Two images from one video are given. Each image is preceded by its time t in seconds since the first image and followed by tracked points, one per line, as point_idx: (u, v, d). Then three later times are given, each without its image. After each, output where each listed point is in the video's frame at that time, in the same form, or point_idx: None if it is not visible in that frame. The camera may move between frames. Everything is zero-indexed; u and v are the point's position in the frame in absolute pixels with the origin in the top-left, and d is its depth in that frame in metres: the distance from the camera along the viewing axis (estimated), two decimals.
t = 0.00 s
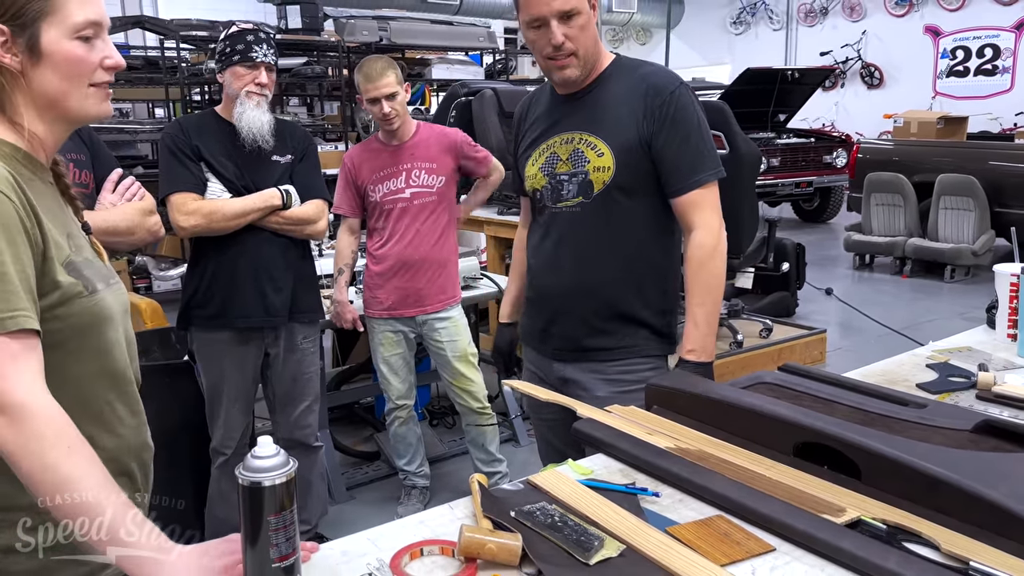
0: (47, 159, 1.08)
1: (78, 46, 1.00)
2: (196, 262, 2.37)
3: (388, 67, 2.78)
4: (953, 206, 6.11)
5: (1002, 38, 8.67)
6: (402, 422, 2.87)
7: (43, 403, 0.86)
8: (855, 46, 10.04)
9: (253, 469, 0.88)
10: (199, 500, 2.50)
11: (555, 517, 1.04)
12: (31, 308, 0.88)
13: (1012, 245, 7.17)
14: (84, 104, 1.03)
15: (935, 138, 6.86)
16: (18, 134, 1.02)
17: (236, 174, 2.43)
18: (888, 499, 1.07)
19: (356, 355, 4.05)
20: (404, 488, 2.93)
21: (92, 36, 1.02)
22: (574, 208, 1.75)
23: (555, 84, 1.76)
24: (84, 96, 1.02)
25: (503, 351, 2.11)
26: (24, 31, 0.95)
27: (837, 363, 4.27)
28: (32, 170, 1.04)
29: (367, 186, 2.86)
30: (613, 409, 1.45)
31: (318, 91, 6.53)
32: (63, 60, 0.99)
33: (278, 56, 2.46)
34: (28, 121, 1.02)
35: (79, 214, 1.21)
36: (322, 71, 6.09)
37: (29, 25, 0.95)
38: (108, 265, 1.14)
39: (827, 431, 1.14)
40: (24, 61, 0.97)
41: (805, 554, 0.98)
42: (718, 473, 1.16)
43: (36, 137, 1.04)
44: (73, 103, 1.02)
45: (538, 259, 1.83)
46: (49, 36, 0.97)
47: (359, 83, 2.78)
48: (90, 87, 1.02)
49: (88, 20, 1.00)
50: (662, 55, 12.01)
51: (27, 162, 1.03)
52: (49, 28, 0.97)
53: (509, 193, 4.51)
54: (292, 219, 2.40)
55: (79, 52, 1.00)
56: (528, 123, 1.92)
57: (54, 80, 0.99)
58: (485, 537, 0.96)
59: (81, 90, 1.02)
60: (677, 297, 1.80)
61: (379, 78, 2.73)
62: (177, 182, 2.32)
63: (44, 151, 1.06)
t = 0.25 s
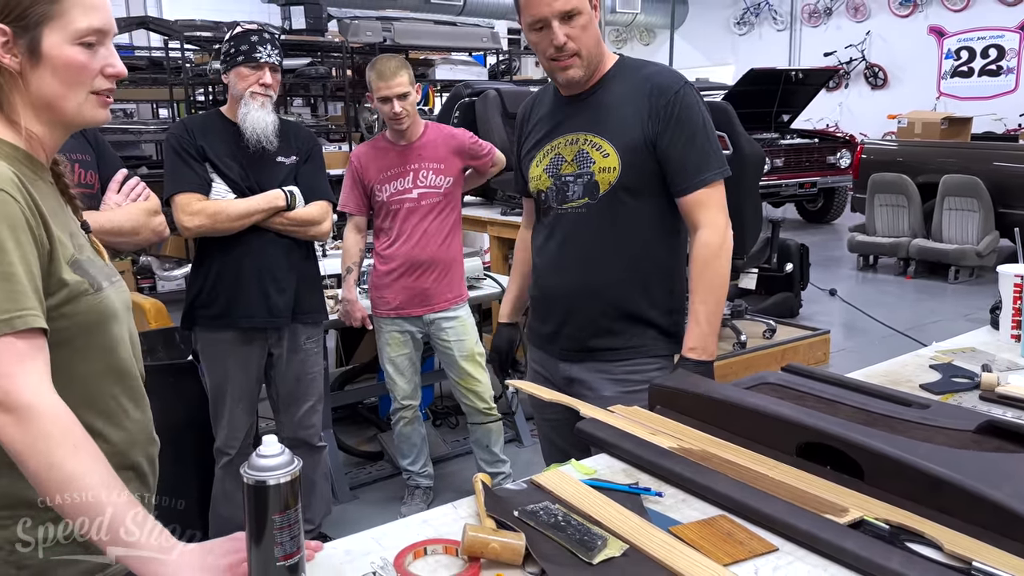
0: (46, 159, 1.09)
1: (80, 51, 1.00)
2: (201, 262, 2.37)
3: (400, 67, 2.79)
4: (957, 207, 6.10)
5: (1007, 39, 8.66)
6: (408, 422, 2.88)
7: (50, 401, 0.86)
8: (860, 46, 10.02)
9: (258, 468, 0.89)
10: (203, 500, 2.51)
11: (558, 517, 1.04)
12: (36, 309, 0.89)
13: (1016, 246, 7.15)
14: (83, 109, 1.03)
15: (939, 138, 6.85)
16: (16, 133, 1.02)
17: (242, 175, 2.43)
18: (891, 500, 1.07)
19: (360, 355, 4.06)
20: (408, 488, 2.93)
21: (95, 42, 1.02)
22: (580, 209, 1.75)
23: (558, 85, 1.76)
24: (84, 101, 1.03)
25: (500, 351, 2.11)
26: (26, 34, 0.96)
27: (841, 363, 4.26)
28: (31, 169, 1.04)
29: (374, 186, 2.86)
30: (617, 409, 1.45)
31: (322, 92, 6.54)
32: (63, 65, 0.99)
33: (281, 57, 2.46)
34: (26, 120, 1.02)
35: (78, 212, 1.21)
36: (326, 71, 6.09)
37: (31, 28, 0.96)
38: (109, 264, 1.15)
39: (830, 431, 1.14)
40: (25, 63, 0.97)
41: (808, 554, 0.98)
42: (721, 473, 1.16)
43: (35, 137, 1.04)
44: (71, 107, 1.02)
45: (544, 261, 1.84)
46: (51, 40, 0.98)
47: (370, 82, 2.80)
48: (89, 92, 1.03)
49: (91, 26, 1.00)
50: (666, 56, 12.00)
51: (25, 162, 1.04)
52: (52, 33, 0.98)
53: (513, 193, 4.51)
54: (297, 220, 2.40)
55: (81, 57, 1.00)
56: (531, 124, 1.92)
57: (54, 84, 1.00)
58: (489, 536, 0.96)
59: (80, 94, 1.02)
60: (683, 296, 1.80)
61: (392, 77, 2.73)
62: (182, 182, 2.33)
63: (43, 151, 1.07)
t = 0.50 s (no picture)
0: (47, 160, 1.09)
1: (83, 55, 1.01)
2: (205, 261, 2.38)
3: (424, 69, 2.79)
4: (961, 208, 6.09)
5: (1011, 40, 8.66)
6: (414, 424, 2.88)
7: (55, 401, 0.87)
8: (863, 47, 10.01)
9: (262, 468, 0.89)
10: (207, 499, 2.52)
11: (562, 517, 1.05)
12: (42, 308, 0.89)
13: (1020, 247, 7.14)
14: (83, 111, 1.04)
15: (943, 139, 6.84)
16: (17, 133, 1.03)
17: (246, 176, 2.44)
18: (895, 501, 1.07)
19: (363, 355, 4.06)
20: (412, 488, 2.93)
21: (98, 46, 1.03)
22: (583, 209, 1.75)
23: (561, 85, 1.76)
24: (85, 103, 1.03)
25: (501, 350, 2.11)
26: (29, 36, 0.97)
27: (845, 365, 4.26)
28: (32, 170, 1.05)
29: (391, 185, 2.84)
30: (620, 409, 1.45)
31: (326, 92, 6.56)
32: (66, 68, 1.00)
33: (285, 58, 2.47)
34: (26, 121, 1.02)
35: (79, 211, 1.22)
36: (330, 72, 6.10)
37: (35, 31, 0.97)
38: (111, 262, 1.15)
39: (833, 432, 1.14)
40: (27, 65, 0.98)
41: (811, 555, 0.98)
42: (724, 474, 1.16)
43: (35, 137, 1.04)
44: (72, 110, 1.02)
45: (548, 260, 1.84)
46: (53, 43, 0.98)
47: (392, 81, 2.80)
48: (90, 95, 1.03)
49: (95, 31, 1.01)
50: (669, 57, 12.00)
51: (26, 163, 1.04)
52: (55, 36, 0.98)
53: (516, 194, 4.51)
54: (301, 221, 2.41)
55: (83, 62, 1.01)
56: (533, 125, 1.92)
57: (55, 87, 1.00)
58: (493, 536, 0.96)
59: (81, 97, 1.02)
60: (686, 296, 1.80)
61: (417, 79, 2.74)
62: (187, 183, 2.34)
63: (45, 151, 1.07)
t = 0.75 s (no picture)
0: (52, 160, 1.09)
1: (91, 60, 1.01)
2: (210, 261, 2.39)
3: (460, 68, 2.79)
4: (965, 209, 6.08)
5: (1015, 40, 8.64)
6: (427, 426, 2.88)
7: (65, 399, 0.87)
8: (867, 47, 9.99)
9: (269, 466, 0.89)
10: (212, 499, 2.52)
11: (567, 517, 1.05)
12: (50, 307, 0.89)
13: None
14: (88, 115, 1.04)
15: (948, 140, 6.83)
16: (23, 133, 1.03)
17: (251, 176, 2.45)
18: (900, 501, 1.07)
19: (367, 356, 4.07)
20: (416, 488, 2.93)
21: (107, 52, 1.03)
22: (586, 209, 1.75)
23: (565, 86, 1.77)
24: (90, 107, 1.04)
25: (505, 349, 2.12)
26: (39, 38, 0.97)
27: (848, 366, 4.25)
28: (38, 170, 1.05)
29: (420, 185, 2.81)
30: (625, 410, 1.45)
31: (329, 93, 6.57)
32: (73, 72, 1.00)
33: (288, 59, 2.48)
34: (32, 121, 1.03)
35: (82, 210, 1.23)
36: (334, 73, 6.10)
37: (44, 33, 0.97)
38: (116, 261, 1.15)
39: (838, 433, 1.14)
40: (35, 66, 0.99)
41: (816, 555, 0.98)
42: (729, 474, 1.16)
43: (40, 138, 1.05)
44: (76, 113, 1.03)
45: (551, 260, 1.84)
46: (62, 47, 0.99)
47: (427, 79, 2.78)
48: (94, 100, 1.04)
49: (104, 36, 1.01)
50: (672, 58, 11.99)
51: (31, 162, 1.04)
52: (65, 40, 0.99)
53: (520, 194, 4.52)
54: (305, 221, 2.41)
55: (91, 66, 1.01)
56: (537, 125, 1.93)
57: (61, 91, 1.01)
58: (499, 535, 0.97)
59: (85, 101, 1.03)
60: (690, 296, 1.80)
61: (457, 79, 2.75)
62: (192, 184, 2.34)
63: (50, 152, 1.08)
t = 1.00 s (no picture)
0: (66, 161, 1.10)
1: (103, 59, 1.01)
2: (216, 262, 2.39)
3: (509, 67, 2.81)
4: (969, 210, 6.07)
5: (1019, 41, 8.63)
6: (450, 428, 2.81)
7: (78, 401, 0.87)
8: (870, 48, 9.98)
9: (282, 467, 0.89)
10: (218, 499, 2.53)
11: (578, 518, 1.05)
12: (62, 308, 0.90)
13: None
14: (101, 114, 1.04)
15: (951, 141, 6.83)
16: (36, 134, 1.04)
17: (257, 176, 2.45)
18: (909, 502, 1.08)
19: (372, 356, 4.08)
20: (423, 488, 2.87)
21: (119, 51, 1.04)
22: (593, 210, 1.76)
23: (572, 87, 1.77)
24: (104, 107, 1.04)
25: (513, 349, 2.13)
26: (52, 37, 0.98)
27: (853, 367, 4.25)
28: (50, 172, 1.06)
29: (466, 182, 2.81)
30: (633, 411, 1.46)
31: (333, 94, 6.59)
32: (85, 71, 1.01)
33: (293, 59, 2.48)
34: (44, 121, 1.03)
35: (93, 211, 1.23)
36: (338, 74, 6.11)
37: (58, 33, 0.98)
38: (127, 262, 1.16)
39: (848, 434, 1.15)
40: (48, 66, 0.99)
41: (827, 555, 0.99)
42: (739, 475, 1.16)
43: (54, 139, 1.05)
44: (89, 112, 1.03)
45: (558, 261, 1.84)
46: (75, 46, 0.99)
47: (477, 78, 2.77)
48: (109, 99, 1.04)
49: (117, 35, 1.02)
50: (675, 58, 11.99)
51: (45, 163, 1.05)
52: (78, 39, 0.99)
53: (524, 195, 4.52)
54: (311, 221, 2.42)
55: (104, 65, 1.02)
56: (544, 126, 1.93)
57: (75, 90, 1.01)
58: (510, 536, 0.97)
59: (99, 101, 1.03)
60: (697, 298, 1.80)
61: (510, 79, 2.77)
62: (198, 185, 2.35)
63: (63, 154, 1.08)
